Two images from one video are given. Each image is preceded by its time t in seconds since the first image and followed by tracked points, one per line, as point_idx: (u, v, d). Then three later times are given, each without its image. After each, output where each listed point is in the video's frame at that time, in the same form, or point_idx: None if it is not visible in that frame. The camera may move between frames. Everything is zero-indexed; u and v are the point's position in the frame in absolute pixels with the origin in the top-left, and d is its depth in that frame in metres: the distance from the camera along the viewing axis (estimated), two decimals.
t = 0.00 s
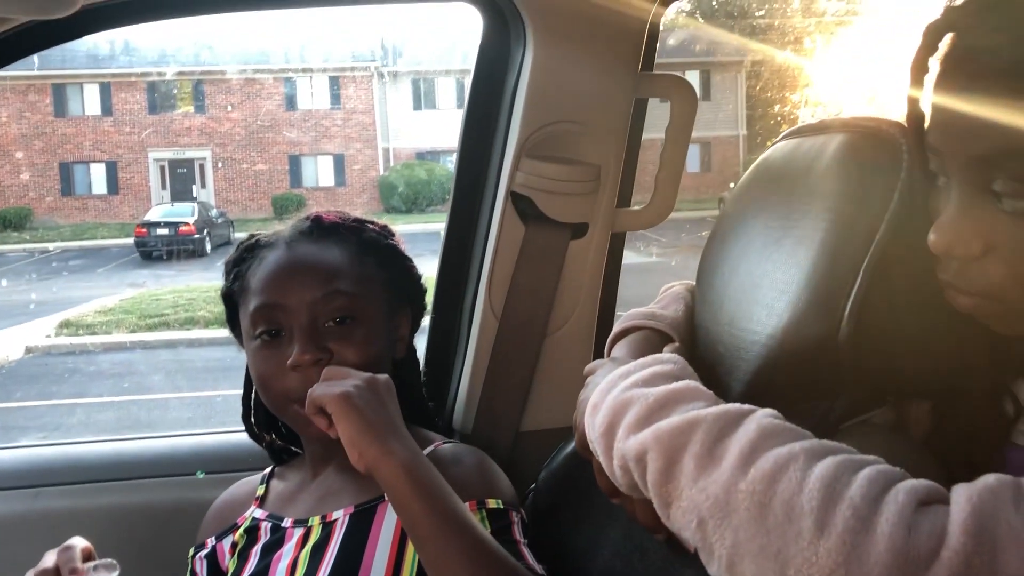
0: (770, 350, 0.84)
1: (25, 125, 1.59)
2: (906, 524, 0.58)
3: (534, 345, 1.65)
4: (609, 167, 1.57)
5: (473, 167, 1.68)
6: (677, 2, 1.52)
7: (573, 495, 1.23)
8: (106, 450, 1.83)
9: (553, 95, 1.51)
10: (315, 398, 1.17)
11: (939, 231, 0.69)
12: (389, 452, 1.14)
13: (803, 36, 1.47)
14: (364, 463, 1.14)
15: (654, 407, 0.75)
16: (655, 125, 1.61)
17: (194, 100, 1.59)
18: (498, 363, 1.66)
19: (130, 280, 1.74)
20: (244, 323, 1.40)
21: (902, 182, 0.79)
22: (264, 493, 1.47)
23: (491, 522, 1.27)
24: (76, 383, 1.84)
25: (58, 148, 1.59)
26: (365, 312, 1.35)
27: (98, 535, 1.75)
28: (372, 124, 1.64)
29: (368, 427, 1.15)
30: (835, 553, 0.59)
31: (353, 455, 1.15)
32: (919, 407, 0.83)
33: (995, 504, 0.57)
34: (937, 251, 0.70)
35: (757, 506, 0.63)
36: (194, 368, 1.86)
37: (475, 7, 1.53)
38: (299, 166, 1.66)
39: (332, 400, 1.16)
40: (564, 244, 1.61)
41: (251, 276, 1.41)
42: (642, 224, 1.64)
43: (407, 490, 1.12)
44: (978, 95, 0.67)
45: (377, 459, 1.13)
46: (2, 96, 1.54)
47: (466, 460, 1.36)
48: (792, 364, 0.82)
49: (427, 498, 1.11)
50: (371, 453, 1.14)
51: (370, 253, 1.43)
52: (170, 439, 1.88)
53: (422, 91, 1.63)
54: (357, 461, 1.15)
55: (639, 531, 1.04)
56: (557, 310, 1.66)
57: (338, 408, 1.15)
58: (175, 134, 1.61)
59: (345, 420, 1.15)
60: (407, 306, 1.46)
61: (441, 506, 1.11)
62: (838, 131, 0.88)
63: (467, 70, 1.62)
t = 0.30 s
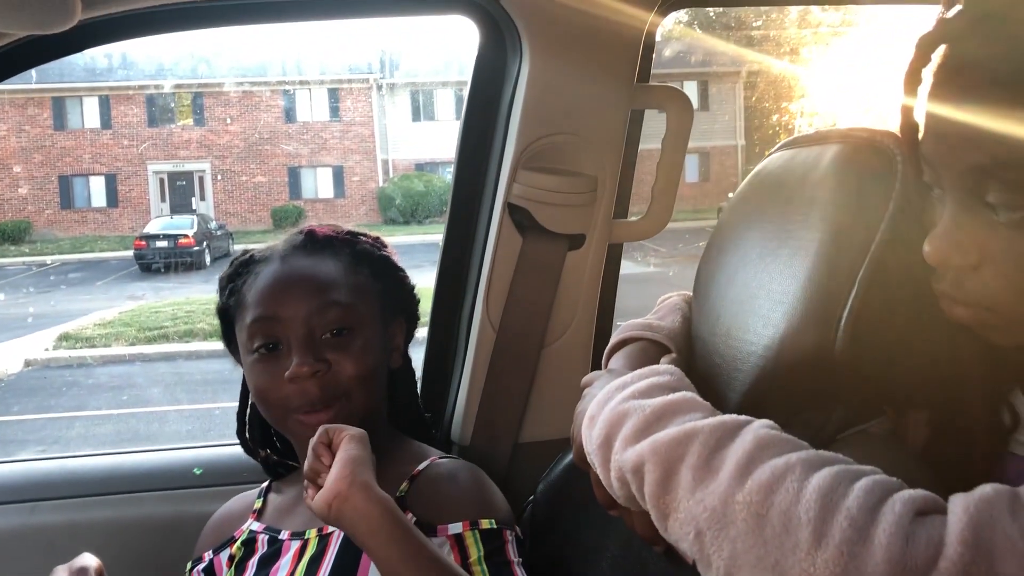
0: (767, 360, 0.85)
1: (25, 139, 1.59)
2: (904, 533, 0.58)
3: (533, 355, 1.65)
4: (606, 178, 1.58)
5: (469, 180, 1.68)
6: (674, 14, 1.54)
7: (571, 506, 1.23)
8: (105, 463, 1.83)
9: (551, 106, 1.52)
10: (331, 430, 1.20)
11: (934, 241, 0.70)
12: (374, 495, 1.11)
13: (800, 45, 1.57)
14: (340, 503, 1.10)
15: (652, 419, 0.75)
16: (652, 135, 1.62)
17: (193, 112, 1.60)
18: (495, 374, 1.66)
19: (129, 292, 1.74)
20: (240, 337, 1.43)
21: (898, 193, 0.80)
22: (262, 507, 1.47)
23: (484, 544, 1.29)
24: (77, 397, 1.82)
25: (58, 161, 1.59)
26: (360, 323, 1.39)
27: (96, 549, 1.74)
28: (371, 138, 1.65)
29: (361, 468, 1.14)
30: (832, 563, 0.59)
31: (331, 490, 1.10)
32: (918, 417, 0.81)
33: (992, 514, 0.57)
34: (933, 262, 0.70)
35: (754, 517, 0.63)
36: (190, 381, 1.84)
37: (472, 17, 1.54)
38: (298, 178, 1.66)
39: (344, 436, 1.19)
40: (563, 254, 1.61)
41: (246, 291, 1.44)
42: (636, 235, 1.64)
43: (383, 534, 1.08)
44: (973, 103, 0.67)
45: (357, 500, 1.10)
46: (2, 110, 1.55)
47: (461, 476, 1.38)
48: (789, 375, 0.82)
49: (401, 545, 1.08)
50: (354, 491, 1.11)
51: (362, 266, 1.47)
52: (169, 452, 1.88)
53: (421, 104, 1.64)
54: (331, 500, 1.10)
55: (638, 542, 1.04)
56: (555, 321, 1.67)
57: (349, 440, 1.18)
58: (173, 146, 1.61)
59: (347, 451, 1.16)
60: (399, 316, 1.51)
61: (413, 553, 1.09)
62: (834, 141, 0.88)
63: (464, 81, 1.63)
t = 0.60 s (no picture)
0: (768, 368, 0.85)
1: (27, 146, 1.59)
2: (905, 541, 0.58)
3: (534, 362, 1.65)
4: (607, 185, 1.58)
5: (471, 186, 1.68)
6: (675, 21, 1.55)
7: (571, 515, 1.24)
8: (106, 471, 1.84)
9: (551, 114, 1.52)
10: (331, 437, 1.20)
11: (934, 250, 0.70)
12: (374, 503, 1.11)
13: (800, 53, 1.57)
14: (339, 511, 1.09)
15: (653, 427, 0.75)
16: (653, 142, 1.62)
17: (194, 119, 1.60)
18: (496, 382, 1.66)
19: (131, 300, 1.73)
20: (235, 350, 1.45)
21: (899, 201, 0.80)
22: (262, 515, 1.47)
23: (483, 552, 1.29)
24: (77, 404, 1.82)
25: (59, 169, 1.58)
26: (354, 336, 1.41)
27: (96, 557, 1.74)
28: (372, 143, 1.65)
29: (361, 476, 1.14)
30: (833, 571, 0.59)
31: (330, 498, 1.10)
32: (920, 424, 0.80)
33: (994, 522, 0.57)
34: (933, 271, 0.70)
35: (755, 525, 0.63)
36: (192, 389, 1.85)
37: (472, 26, 1.54)
38: (299, 185, 1.66)
39: (344, 443, 1.18)
40: (563, 261, 1.61)
41: (239, 304, 1.45)
42: (640, 242, 1.64)
43: (383, 542, 1.08)
44: (974, 112, 0.67)
45: (357, 507, 1.09)
46: (3, 119, 1.55)
47: (460, 482, 1.38)
48: (790, 385, 0.82)
49: (401, 552, 1.08)
50: (354, 499, 1.10)
51: (356, 277, 1.48)
52: (169, 460, 1.89)
53: (422, 111, 1.65)
54: (331, 508, 1.10)
55: (639, 550, 1.04)
56: (556, 328, 1.67)
57: (348, 447, 1.17)
58: (175, 154, 1.61)
59: (346, 459, 1.16)
60: (395, 324, 1.52)
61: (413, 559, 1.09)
62: (835, 149, 0.88)
63: (465, 88, 1.63)
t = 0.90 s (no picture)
0: (770, 371, 0.85)
1: (29, 148, 1.59)
2: (905, 546, 0.58)
3: (535, 366, 1.65)
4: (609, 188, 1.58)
5: (473, 189, 1.68)
6: (677, 26, 1.55)
7: (571, 518, 1.24)
8: (107, 472, 1.84)
9: (554, 118, 1.52)
10: (343, 437, 1.22)
11: (936, 255, 0.70)
12: (372, 506, 1.13)
13: (802, 59, 1.58)
14: (340, 512, 1.11)
15: (654, 430, 0.75)
16: (654, 147, 1.63)
17: (197, 122, 1.60)
18: (497, 385, 1.66)
19: (132, 302, 1.73)
20: (239, 348, 1.45)
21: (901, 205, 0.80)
22: (262, 517, 1.47)
23: (482, 556, 1.30)
24: (77, 406, 1.83)
25: (61, 170, 1.58)
26: (358, 337, 1.41)
27: (95, 558, 1.74)
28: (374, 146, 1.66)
29: (367, 478, 1.16)
30: None
31: (334, 495, 1.12)
32: (921, 429, 0.81)
33: (994, 528, 0.57)
34: (934, 275, 0.71)
35: (755, 529, 0.63)
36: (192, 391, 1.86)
37: (476, 29, 1.55)
38: (302, 188, 1.66)
39: (355, 446, 1.20)
40: (565, 265, 1.61)
41: (244, 303, 1.46)
42: (642, 245, 1.64)
43: (376, 545, 1.10)
44: (975, 115, 0.68)
45: (358, 511, 1.11)
46: (5, 120, 1.55)
47: (460, 486, 1.38)
48: (790, 388, 0.83)
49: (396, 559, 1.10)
50: (355, 500, 1.12)
51: (362, 278, 1.48)
52: (170, 461, 1.89)
53: (423, 114, 1.64)
54: (331, 504, 1.12)
55: (639, 553, 1.04)
56: (557, 332, 1.67)
57: (359, 449, 1.19)
58: (178, 156, 1.62)
59: (357, 459, 1.17)
60: (399, 327, 1.53)
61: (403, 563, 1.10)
62: (838, 154, 0.88)
63: (467, 92, 1.64)
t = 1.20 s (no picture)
0: (773, 368, 0.85)
1: (35, 144, 1.58)
2: (908, 544, 0.58)
3: (539, 364, 1.66)
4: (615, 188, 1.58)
5: (479, 187, 1.68)
6: (682, 27, 1.55)
7: (574, 516, 1.24)
8: (111, 467, 1.84)
9: (559, 116, 1.53)
10: (393, 395, 1.06)
11: (941, 255, 0.70)
12: (413, 480, 1.05)
13: (810, 61, 1.58)
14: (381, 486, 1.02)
15: (658, 427, 0.75)
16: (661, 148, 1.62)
17: (203, 122, 1.62)
18: (501, 383, 1.67)
19: (136, 299, 1.74)
20: (243, 340, 1.47)
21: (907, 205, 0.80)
22: (266, 513, 1.48)
23: (485, 551, 1.30)
24: (81, 402, 1.82)
25: (67, 167, 1.60)
26: (359, 331, 1.41)
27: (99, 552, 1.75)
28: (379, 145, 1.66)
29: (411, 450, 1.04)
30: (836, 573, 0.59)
31: (378, 466, 1.01)
32: (923, 427, 0.81)
33: (999, 527, 0.57)
34: (940, 277, 0.70)
35: (759, 526, 0.63)
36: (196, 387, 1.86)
37: (483, 27, 1.55)
38: (307, 186, 1.66)
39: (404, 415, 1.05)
40: (570, 264, 1.62)
41: (249, 295, 1.48)
42: (647, 245, 1.65)
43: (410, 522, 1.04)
44: (981, 120, 0.67)
45: (400, 488, 1.02)
46: (11, 117, 1.54)
47: (464, 484, 1.38)
48: (796, 384, 0.83)
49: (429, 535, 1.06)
50: (397, 475, 1.02)
51: (365, 273, 1.49)
52: (174, 457, 1.89)
53: (428, 113, 1.67)
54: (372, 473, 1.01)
55: (641, 551, 1.05)
56: (561, 331, 1.67)
57: (410, 421, 1.05)
58: (183, 153, 1.62)
59: (407, 430, 1.04)
60: (403, 323, 1.54)
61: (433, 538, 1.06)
62: (844, 152, 0.88)
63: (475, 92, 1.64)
